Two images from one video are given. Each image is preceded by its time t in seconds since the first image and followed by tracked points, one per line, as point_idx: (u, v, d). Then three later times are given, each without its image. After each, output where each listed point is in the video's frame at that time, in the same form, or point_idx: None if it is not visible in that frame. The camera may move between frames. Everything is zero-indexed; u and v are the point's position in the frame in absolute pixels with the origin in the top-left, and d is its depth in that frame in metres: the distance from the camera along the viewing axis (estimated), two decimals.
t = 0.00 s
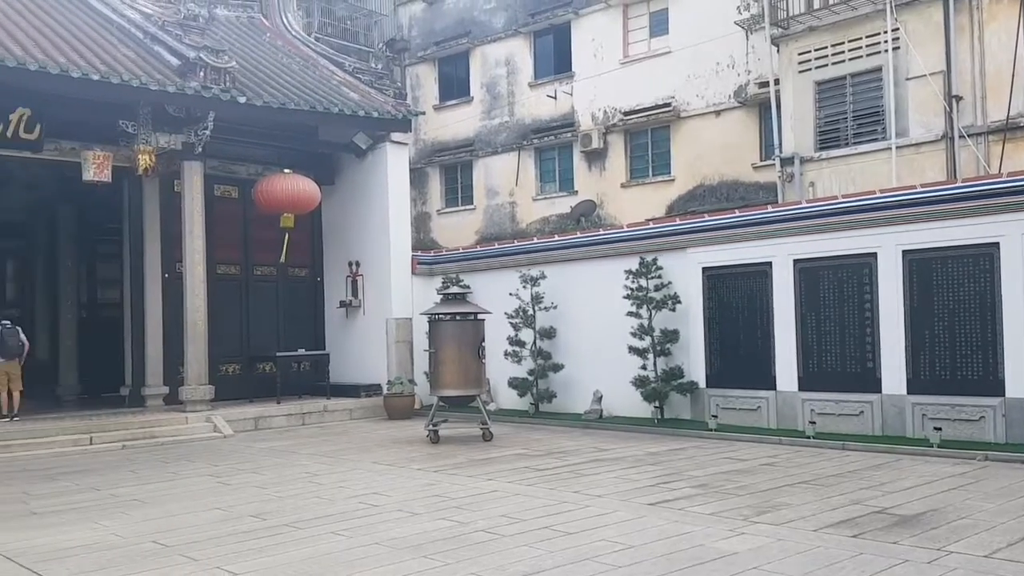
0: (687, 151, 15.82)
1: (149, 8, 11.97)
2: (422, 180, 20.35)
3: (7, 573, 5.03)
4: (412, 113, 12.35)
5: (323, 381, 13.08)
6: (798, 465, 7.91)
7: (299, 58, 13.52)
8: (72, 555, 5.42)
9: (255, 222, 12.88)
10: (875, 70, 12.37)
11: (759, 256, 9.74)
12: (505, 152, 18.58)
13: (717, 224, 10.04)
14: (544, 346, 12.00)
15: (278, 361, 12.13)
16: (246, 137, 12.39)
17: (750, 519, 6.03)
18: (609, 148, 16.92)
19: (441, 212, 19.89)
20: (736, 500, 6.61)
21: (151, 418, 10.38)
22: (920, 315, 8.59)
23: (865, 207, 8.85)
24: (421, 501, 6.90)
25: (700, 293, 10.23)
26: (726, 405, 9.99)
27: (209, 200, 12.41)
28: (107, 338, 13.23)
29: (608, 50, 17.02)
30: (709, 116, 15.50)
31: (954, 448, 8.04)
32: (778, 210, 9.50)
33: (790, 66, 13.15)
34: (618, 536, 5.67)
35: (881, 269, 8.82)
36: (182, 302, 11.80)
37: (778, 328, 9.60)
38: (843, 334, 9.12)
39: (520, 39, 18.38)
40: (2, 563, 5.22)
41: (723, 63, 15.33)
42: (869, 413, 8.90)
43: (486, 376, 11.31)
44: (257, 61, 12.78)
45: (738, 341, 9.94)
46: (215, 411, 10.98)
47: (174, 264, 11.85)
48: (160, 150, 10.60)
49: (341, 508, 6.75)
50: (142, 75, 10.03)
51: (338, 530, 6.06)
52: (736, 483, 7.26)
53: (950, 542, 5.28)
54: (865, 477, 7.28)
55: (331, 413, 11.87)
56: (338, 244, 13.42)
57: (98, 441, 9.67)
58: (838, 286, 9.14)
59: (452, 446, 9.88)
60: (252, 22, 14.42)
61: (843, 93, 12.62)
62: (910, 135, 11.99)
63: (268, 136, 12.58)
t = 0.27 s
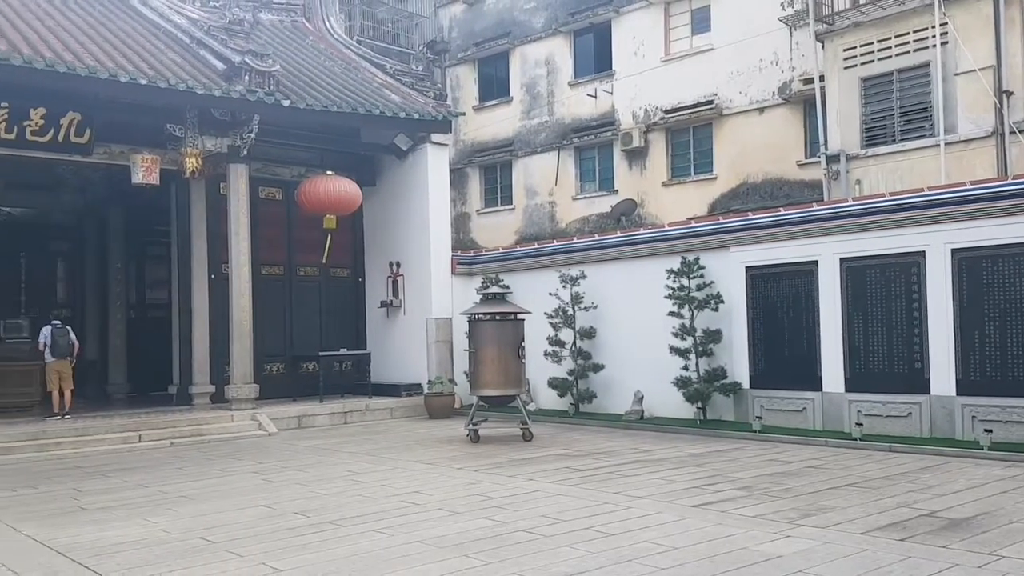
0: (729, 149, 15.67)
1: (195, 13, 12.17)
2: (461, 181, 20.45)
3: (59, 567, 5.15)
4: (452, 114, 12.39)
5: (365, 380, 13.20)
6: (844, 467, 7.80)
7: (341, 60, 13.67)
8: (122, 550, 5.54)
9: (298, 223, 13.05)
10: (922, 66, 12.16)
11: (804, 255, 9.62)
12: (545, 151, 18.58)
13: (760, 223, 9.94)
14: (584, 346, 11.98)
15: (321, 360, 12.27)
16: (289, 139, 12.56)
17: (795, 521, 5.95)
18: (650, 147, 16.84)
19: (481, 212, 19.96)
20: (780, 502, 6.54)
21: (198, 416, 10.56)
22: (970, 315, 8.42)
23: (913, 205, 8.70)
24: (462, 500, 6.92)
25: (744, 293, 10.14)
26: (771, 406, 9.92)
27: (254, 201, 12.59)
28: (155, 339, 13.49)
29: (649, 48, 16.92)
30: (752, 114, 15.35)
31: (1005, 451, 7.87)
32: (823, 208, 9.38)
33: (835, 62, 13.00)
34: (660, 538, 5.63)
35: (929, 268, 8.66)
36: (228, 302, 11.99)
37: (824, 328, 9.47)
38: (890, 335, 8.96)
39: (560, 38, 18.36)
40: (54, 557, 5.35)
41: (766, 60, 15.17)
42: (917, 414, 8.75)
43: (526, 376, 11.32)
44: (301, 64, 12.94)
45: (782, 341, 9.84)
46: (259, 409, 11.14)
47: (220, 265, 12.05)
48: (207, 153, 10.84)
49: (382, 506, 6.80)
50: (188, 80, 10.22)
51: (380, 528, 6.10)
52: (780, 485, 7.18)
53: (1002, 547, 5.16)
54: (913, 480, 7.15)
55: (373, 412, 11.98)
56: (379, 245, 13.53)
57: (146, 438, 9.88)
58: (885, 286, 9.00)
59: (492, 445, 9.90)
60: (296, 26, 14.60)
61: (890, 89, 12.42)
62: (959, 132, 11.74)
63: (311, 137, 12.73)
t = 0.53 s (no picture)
0: (769, 145, 15.52)
1: (236, 17, 12.33)
2: (498, 180, 20.48)
3: (106, 563, 5.25)
4: (488, 113, 12.42)
5: (402, 379, 13.28)
6: (888, 468, 7.67)
7: (378, 62, 13.77)
8: (166, 547, 5.63)
9: (337, 224, 13.16)
10: (968, 59, 11.93)
11: (846, 252, 9.49)
12: (582, 150, 18.54)
13: (801, 220, 9.82)
14: (622, 345, 11.93)
15: (359, 360, 12.36)
16: (328, 141, 12.68)
17: (838, 522, 5.87)
18: (688, 144, 16.72)
19: (517, 211, 19.98)
20: (822, 503, 6.45)
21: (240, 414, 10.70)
22: (1019, 312, 8.24)
23: (959, 200, 8.54)
24: (500, 499, 6.93)
25: (785, 291, 10.02)
26: (813, 406, 9.79)
27: (293, 202, 12.72)
28: (197, 339, 13.70)
29: (687, 45, 16.80)
30: (793, 109, 15.17)
31: None
32: (865, 205, 9.24)
33: (877, 56, 12.83)
34: (700, 538, 5.59)
35: (976, 265, 8.49)
36: (268, 302, 12.13)
37: (867, 326, 9.33)
38: (935, 333, 8.80)
39: (596, 36, 18.30)
40: (101, 553, 5.46)
41: (807, 55, 14.98)
42: (964, 414, 8.59)
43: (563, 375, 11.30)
44: (339, 66, 13.06)
45: (824, 340, 9.70)
46: (299, 408, 11.27)
47: (260, 266, 12.19)
48: (248, 155, 11.00)
49: (421, 504, 6.84)
50: (230, 83, 10.37)
51: (419, 527, 6.13)
52: (823, 485, 7.08)
53: None
54: (960, 481, 7.01)
55: (411, 411, 12.04)
56: (416, 245, 13.59)
57: (190, 436, 10.03)
58: (929, 283, 8.84)
59: (530, 445, 9.90)
60: (334, 29, 14.74)
61: (935, 82, 12.20)
62: (1006, 126, 11.51)
63: (349, 139, 12.84)
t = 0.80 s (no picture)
0: (809, 141, 15.34)
1: (275, 20, 12.48)
2: (534, 179, 20.49)
3: (150, 558, 5.33)
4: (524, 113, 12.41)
5: (439, 378, 13.33)
6: (933, 470, 7.53)
7: (414, 63, 13.84)
8: (208, 543, 5.70)
9: (374, 225, 13.25)
10: (1015, 52, 11.68)
11: (889, 250, 9.34)
12: (619, 148, 18.48)
13: (842, 218, 9.69)
14: (660, 345, 11.86)
15: (397, 359, 12.42)
16: (365, 142, 12.78)
17: (882, 525, 5.77)
18: (727, 141, 16.57)
19: (553, 210, 19.97)
20: (865, 505, 6.35)
21: (280, 412, 10.81)
22: None
23: (1005, 197, 8.36)
24: (537, 499, 6.92)
25: (826, 290, 9.89)
26: (855, 406, 9.65)
27: (331, 203, 12.83)
28: (238, 339, 13.88)
29: (726, 41, 16.65)
30: (834, 105, 14.96)
31: None
32: (909, 202, 9.09)
33: (920, 51, 12.62)
34: (740, 540, 5.53)
35: None
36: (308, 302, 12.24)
37: (911, 325, 9.17)
38: (981, 332, 8.63)
39: (633, 33, 18.21)
40: (146, 549, 5.55)
41: (848, 50, 14.77)
42: (1011, 415, 8.43)
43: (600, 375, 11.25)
44: (376, 67, 13.14)
45: (867, 339, 9.56)
46: (338, 406, 11.36)
47: (299, 266, 12.32)
48: (287, 157, 11.10)
49: (459, 503, 6.85)
50: (269, 86, 10.50)
51: (456, 525, 6.14)
52: (866, 487, 6.97)
53: None
54: (1007, 483, 6.86)
55: (448, 410, 12.08)
56: (452, 245, 13.63)
57: (231, 434, 10.15)
58: (975, 281, 8.67)
59: (566, 444, 9.88)
60: (371, 30, 14.86)
61: (981, 77, 11.96)
62: None
63: (385, 139, 12.93)
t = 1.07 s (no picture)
0: (843, 140, 15.17)
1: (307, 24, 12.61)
2: (563, 180, 20.48)
3: (183, 557, 5.40)
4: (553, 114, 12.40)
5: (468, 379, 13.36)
6: (969, 474, 7.40)
7: (444, 65, 13.89)
8: (240, 542, 5.76)
9: (403, 226, 13.31)
10: None
11: (924, 251, 9.20)
12: (649, 148, 18.41)
13: (876, 218, 9.56)
14: (690, 346, 11.78)
15: (426, 360, 12.46)
16: (394, 144, 12.86)
17: (917, 530, 5.69)
18: (759, 141, 16.43)
19: (582, 211, 19.95)
20: (900, 510, 6.25)
21: (311, 412, 10.90)
22: None
23: None
24: (567, 501, 6.91)
25: (861, 292, 9.76)
26: (890, 409, 9.51)
27: (361, 205, 12.90)
28: (270, 340, 14.02)
29: (757, 40, 16.52)
30: (868, 104, 14.78)
31: None
32: (945, 201, 8.95)
33: (955, 50, 12.44)
34: (772, 544, 5.48)
35: None
36: (338, 304, 12.34)
37: (948, 327, 9.02)
38: (1020, 334, 8.48)
39: (663, 33, 18.13)
40: (180, 547, 5.61)
41: (882, 48, 14.58)
42: None
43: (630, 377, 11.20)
44: (406, 70, 13.21)
45: (902, 341, 9.43)
46: (368, 407, 11.43)
47: (330, 268, 12.41)
48: (319, 160, 11.24)
49: (488, 504, 6.85)
50: (301, 89, 10.58)
51: (485, 527, 6.15)
52: (901, 491, 6.87)
53: None
54: None
55: (477, 411, 12.10)
56: (482, 246, 13.65)
57: (264, 434, 10.25)
58: (1013, 282, 8.53)
59: (595, 446, 9.84)
60: (402, 33, 14.95)
61: (1019, 75, 11.72)
62: None
63: (414, 142, 12.99)
